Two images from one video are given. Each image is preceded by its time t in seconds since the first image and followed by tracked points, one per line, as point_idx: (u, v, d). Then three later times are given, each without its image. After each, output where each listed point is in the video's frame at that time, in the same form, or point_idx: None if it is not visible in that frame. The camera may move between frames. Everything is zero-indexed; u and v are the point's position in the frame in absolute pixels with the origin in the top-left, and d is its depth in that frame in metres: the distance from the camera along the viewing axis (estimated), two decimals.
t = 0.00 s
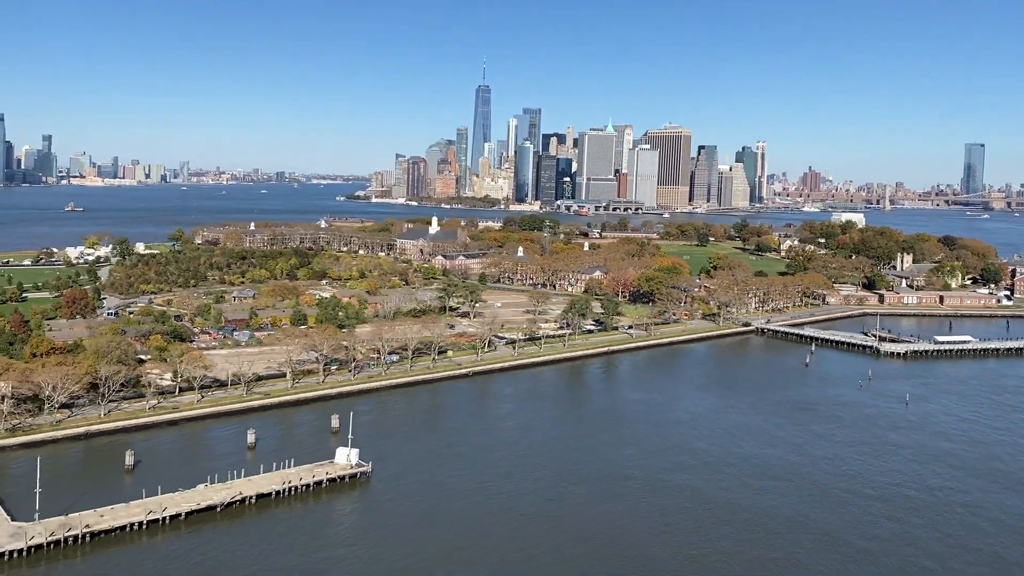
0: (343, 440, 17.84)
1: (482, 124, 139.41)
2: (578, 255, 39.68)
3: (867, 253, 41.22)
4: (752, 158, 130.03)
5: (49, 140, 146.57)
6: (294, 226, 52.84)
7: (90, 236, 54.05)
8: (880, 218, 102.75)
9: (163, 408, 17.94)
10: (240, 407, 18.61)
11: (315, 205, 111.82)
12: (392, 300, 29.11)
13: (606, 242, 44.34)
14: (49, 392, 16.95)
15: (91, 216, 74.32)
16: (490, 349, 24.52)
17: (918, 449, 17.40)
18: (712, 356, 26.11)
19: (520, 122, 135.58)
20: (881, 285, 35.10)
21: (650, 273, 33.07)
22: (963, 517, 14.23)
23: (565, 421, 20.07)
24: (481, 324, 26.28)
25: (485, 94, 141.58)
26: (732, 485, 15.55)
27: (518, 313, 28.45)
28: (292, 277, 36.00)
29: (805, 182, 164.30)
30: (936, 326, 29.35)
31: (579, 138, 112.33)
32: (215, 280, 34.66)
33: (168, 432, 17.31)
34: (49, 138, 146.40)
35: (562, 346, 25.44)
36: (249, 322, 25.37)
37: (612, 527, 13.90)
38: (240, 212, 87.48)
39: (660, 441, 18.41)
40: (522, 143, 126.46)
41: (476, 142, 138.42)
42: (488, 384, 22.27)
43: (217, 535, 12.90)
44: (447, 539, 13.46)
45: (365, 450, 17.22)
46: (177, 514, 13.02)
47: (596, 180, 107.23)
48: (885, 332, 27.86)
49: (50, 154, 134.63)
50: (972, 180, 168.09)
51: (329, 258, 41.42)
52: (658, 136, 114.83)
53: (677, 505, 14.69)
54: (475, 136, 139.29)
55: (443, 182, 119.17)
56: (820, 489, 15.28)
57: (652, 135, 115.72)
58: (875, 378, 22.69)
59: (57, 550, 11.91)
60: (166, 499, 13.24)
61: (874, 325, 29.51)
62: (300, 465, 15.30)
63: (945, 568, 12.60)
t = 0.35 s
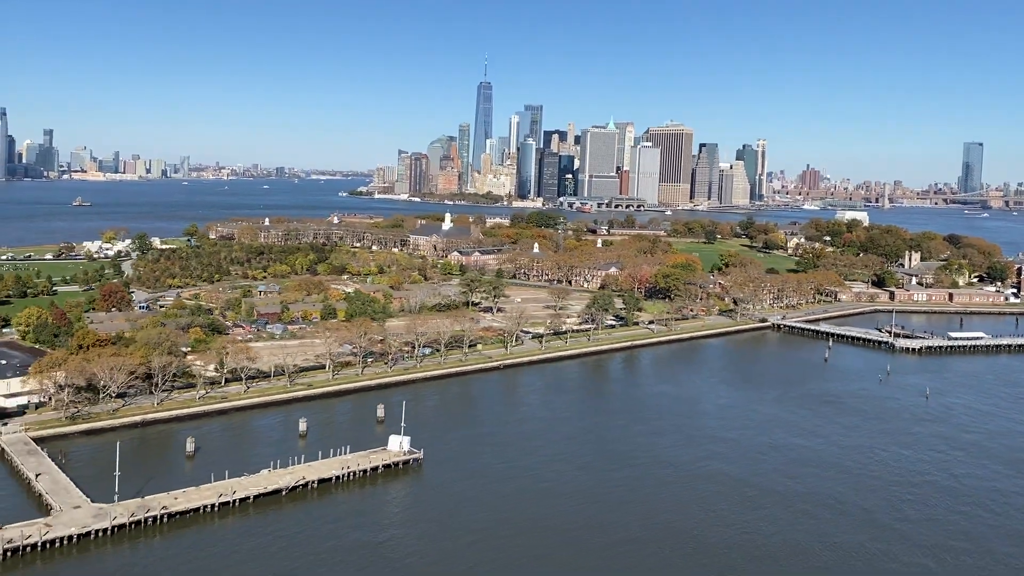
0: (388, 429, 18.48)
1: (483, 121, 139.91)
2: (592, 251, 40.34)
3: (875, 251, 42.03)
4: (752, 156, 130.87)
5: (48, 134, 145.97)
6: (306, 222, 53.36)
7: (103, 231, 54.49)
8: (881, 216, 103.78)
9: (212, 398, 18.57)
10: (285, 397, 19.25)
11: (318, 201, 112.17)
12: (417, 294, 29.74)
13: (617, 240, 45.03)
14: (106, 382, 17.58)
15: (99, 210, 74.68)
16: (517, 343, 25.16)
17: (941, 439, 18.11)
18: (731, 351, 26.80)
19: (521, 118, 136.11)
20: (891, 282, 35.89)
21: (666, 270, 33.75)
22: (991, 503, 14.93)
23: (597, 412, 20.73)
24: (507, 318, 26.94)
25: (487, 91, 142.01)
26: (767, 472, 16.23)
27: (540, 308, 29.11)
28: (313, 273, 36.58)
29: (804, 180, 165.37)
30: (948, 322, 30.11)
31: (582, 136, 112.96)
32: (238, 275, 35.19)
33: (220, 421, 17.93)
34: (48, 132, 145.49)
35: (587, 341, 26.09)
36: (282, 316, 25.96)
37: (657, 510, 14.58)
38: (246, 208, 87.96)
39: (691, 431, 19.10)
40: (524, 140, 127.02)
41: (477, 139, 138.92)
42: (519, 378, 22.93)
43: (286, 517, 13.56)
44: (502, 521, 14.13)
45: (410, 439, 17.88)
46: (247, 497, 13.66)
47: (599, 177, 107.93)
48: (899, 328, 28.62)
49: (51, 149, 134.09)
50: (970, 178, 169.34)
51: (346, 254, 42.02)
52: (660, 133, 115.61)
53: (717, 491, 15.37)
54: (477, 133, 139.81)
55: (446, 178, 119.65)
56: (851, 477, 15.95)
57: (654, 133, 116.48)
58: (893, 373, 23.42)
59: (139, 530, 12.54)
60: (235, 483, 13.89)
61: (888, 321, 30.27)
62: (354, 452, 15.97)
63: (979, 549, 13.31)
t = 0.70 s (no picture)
0: (428, 420, 18.96)
1: (483, 118, 140.18)
2: (604, 249, 40.87)
3: (882, 251, 42.75)
4: (751, 155, 131.54)
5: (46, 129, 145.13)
6: (316, 219, 53.62)
7: (111, 227, 54.62)
8: (879, 216, 104.72)
9: (256, 390, 19.06)
10: (326, 390, 19.72)
11: (319, 197, 112.22)
12: (439, 291, 30.20)
13: (626, 238, 45.52)
14: (155, 374, 18.08)
15: (102, 206, 74.57)
16: (542, 339, 25.65)
17: (963, 432, 18.72)
18: (750, 348, 27.37)
19: (521, 117, 136.51)
20: (900, 281, 36.54)
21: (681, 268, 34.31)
22: (1019, 492, 15.54)
23: (627, 406, 21.26)
24: (530, 314, 27.44)
25: (486, 89, 142.27)
26: (801, 462, 16.80)
27: (560, 305, 29.60)
28: (330, 269, 36.94)
29: (802, 179, 166.37)
30: (958, 321, 30.77)
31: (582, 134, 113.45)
32: (257, 271, 35.53)
33: (265, 412, 18.40)
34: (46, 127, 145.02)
35: (610, 337, 26.62)
36: (309, 311, 26.37)
37: (699, 496, 15.13)
38: (249, 205, 87.99)
39: (722, 423, 19.65)
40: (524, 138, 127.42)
41: (476, 136, 139.19)
42: (547, 373, 23.43)
43: (346, 503, 14.09)
44: (551, 506, 14.65)
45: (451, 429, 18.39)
46: (307, 484, 14.19)
47: (599, 175, 108.46)
48: (912, 326, 29.28)
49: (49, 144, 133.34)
50: (967, 178, 170.40)
51: (359, 250, 42.38)
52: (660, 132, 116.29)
53: (754, 479, 15.93)
54: (476, 131, 140.10)
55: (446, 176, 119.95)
56: (882, 467, 16.53)
57: (654, 131, 117.13)
58: (911, 369, 24.05)
59: (209, 514, 13.06)
60: (295, 471, 14.41)
61: (900, 320, 30.94)
62: (402, 441, 16.50)
63: (1013, 533, 13.89)
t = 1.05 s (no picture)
0: (466, 411, 19.52)
1: (481, 116, 140.57)
2: (614, 247, 41.48)
3: (887, 250, 43.59)
4: (748, 154, 132.30)
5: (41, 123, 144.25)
6: (324, 215, 53.99)
7: (120, 222, 54.87)
8: (876, 216, 105.84)
9: (295, 383, 19.59)
10: (363, 382, 20.27)
11: (318, 194, 112.34)
12: (458, 287, 30.73)
13: (634, 236, 46.15)
14: (201, 365, 18.62)
15: (106, 202, 74.68)
16: (564, 334, 26.20)
17: (981, 425, 19.43)
18: (764, 345, 28.02)
19: (519, 114, 137.00)
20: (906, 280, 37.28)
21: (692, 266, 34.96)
22: None
23: (653, 398, 21.85)
24: (550, 310, 28.02)
25: (484, 86, 142.57)
26: (827, 452, 17.44)
27: (578, 301, 30.17)
28: (346, 266, 37.38)
29: (797, 178, 167.58)
30: (965, 320, 31.52)
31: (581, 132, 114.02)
32: (274, 267, 35.97)
33: (308, 403, 18.94)
34: (42, 121, 144.70)
35: (629, 333, 27.19)
36: (335, 306, 26.83)
37: (734, 483, 15.76)
38: (250, 201, 88.21)
39: (747, 414, 20.27)
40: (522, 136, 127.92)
41: (474, 134, 139.59)
42: (571, 367, 23.98)
43: (399, 489, 14.65)
44: (595, 491, 15.25)
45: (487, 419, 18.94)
46: (361, 471, 14.75)
47: (598, 173, 109.15)
48: (920, 324, 30.07)
49: (45, 139, 132.52)
50: (961, 178, 172.03)
51: (371, 247, 42.84)
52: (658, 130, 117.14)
53: (784, 467, 16.57)
54: (474, 128, 140.52)
55: (445, 173, 120.35)
56: (906, 457, 17.18)
57: (653, 130, 117.90)
58: (924, 365, 24.78)
59: (272, 499, 13.64)
60: (349, 458, 14.98)
61: (908, 318, 31.73)
62: (446, 431, 17.06)
63: None
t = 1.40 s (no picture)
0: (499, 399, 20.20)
1: (478, 110, 140.87)
2: (622, 242, 42.17)
3: (889, 245, 44.49)
4: (744, 149, 133.16)
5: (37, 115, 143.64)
6: (331, 209, 54.46)
7: (128, 215, 55.23)
8: (871, 211, 107.04)
9: (333, 372, 20.24)
10: (398, 371, 20.92)
11: (318, 187, 112.52)
12: (476, 280, 31.37)
13: (641, 231, 46.87)
14: (244, 355, 19.25)
15: (109, 194, 74.87)
16: (584, 326, 26.88)
17: (995, 411, 20.24)
18: (777, 337, 28.78)
19: (516, 109, 137.45)
20: (909, 274, 38.16)
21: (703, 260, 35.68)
22: None
23: (676, 385, 22.57)
24: (569, 303, 28.69)
25: (481, 80, 142.90)
26: (850, 436, 18.20)
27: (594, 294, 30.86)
28: (361, 259, 37.92)
29: (792, 173, 168.82)
30: (969, 313, 32.40)
31: (579, 127, 114.59)
32: (291, 260, 36.52)
33: (348, 392, 19.58)
34: (38, 114, 144.11)
35: (647, 325, 27.89)
36: (359, 299, 27.43)
37: (765, 465, 16.48)
38: (252, 194, 88.50)
39: (769, 399, 21.03)
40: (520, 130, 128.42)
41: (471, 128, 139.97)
42: (595, 356, 24.66)
43: (448, 472, 15.33)
44: (634, 473, 15.95)
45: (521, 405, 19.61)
46: (412, 455, 15.42)
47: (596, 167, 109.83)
48: (927, 317, 30.92)
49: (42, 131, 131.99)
50: (953, 173, 173.67)
51: (383, 240, 43.40)
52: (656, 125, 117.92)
53: (812, 450, 17.30)
54: (471, 122, 140.93)
55: (443, 167, 120.76)
56: (926, 441, 17.96)
57: (650, 125, 118.68)
58: (935, 356, 25.59)
59: (331, 482, 14.29)
60: (399, 443, 15.65)
61: (915, 311, 32.59)
62: (485, 418, 17.74)
63: None
